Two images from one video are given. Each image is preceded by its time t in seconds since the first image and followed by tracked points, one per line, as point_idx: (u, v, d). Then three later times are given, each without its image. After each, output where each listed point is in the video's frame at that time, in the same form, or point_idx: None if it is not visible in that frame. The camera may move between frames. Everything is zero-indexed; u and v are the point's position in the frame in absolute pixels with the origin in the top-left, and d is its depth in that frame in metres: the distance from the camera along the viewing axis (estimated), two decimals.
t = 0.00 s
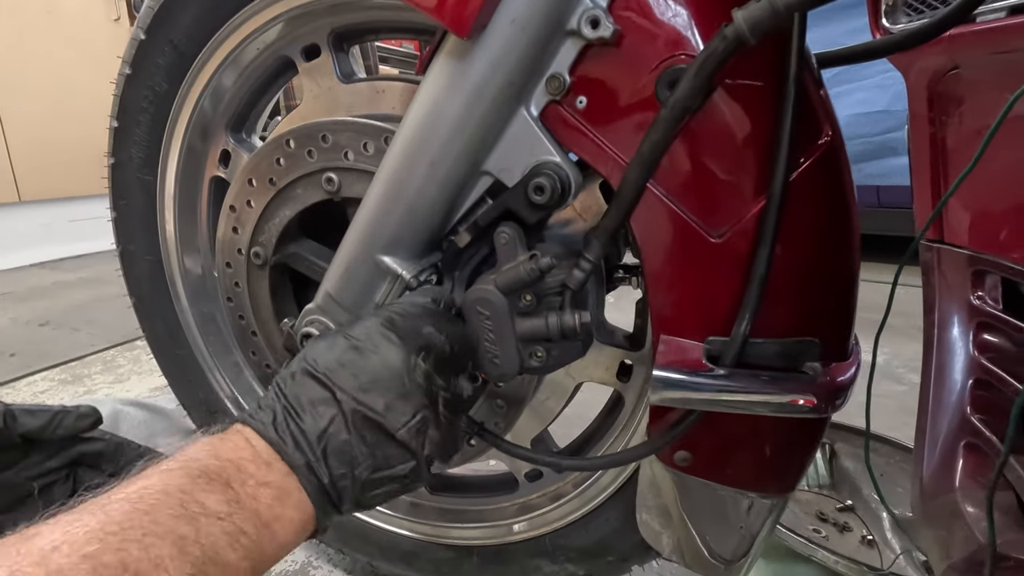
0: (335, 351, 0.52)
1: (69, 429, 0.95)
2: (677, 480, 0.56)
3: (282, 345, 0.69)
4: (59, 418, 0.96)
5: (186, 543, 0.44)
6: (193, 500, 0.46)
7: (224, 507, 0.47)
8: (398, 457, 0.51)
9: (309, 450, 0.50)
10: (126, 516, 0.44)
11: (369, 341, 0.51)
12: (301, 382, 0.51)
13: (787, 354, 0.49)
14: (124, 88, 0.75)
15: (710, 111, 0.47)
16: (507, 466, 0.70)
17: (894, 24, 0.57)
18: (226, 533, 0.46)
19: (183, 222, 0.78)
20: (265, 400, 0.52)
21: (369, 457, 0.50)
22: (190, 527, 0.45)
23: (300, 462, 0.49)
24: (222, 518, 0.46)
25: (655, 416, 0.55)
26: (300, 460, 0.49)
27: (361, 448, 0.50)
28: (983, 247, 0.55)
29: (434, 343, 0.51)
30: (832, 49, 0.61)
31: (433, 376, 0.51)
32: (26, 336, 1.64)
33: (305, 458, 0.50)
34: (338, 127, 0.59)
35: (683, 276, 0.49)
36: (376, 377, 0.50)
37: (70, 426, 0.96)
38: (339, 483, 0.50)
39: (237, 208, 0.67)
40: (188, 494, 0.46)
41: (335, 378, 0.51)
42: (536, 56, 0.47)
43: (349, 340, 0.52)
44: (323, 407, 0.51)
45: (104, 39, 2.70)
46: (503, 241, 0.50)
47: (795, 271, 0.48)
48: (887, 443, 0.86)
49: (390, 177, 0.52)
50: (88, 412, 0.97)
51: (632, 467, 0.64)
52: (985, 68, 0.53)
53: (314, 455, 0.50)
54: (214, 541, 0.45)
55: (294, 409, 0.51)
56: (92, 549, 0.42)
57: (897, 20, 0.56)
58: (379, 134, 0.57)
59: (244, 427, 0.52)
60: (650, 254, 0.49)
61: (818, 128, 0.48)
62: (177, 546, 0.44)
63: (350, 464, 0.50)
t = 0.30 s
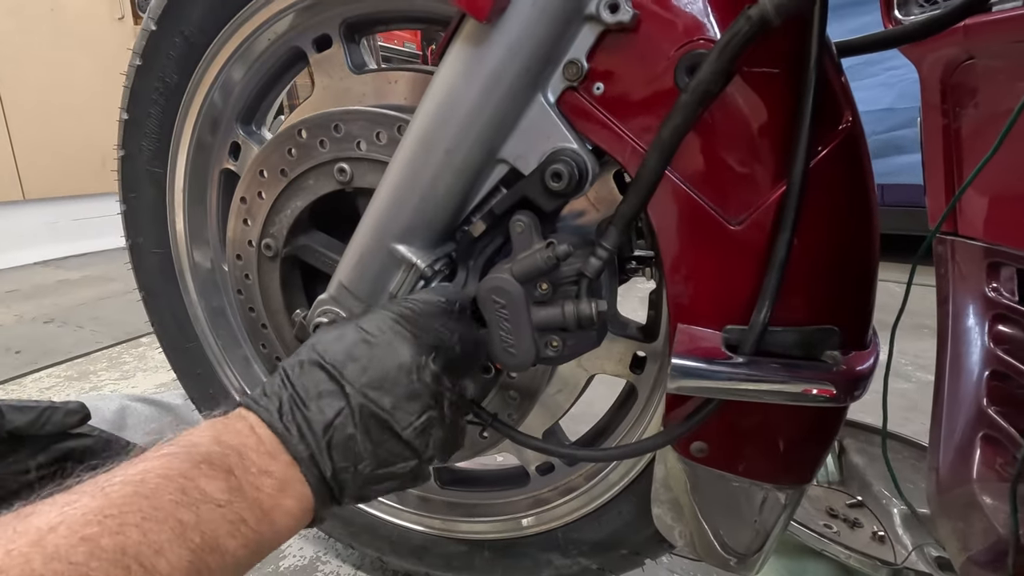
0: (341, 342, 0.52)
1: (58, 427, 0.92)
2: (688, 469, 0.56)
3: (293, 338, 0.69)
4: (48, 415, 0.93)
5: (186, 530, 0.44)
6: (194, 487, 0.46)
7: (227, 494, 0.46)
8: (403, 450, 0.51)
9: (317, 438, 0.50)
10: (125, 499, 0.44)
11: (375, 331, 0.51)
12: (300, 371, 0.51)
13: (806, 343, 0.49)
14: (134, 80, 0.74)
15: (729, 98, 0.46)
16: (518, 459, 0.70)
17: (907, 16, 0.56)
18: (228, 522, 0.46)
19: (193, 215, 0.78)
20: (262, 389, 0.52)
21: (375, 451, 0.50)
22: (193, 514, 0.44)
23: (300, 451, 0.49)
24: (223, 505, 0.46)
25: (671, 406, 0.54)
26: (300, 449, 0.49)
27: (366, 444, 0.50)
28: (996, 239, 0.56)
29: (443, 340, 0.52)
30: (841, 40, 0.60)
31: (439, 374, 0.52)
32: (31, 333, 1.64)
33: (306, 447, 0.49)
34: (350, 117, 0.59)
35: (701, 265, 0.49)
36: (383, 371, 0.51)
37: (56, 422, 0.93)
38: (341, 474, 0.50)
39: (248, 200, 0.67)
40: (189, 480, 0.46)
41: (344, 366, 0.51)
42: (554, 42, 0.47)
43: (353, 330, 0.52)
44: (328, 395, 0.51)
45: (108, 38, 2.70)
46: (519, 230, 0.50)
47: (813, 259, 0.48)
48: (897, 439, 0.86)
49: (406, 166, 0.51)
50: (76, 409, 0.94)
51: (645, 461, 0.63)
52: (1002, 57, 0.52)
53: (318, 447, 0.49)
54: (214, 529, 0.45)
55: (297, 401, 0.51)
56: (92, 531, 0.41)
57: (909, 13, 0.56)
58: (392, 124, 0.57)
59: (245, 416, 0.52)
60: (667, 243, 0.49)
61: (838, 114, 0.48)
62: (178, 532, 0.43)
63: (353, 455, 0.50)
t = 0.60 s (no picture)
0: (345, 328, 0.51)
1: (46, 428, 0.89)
2: (689, 466, 0.56)
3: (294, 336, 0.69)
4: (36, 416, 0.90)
5: (188, 518, 0.44)
6: (197, 475, 0.46)
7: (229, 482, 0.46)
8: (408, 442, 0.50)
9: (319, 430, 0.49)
10: (126, 485, 0.44)
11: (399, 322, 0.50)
12: (309, 358, 0.51)
13: (809, 340, 0.49)
14: (135, 78, 0.74)
15: (732, 94, 0.46)
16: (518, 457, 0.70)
17: (909, 14, 0.56)
18: (230, 511, 0.46)
19: (194, 213, 0.78)
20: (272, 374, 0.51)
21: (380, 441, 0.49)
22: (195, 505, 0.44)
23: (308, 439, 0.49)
24: (226, 493, 0.46)
25: (673, 403, 0.54)
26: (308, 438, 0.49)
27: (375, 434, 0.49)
28: (998, 237, 0.55)
29: (450, 332, 0.51)
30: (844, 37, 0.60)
31: (445, 363, 0.51)
32: (32, 332, 1.65)
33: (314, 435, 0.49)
34: (352, 114, 0.59)
35: (704, 261, 0.48)
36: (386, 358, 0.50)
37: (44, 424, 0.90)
38: (346, 465, 0.49)
39: (249, 198, 0.67)
40: (191, 468, 0.46)
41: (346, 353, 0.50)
42: (556, 37, 0.47)
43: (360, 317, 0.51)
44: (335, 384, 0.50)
45: (109, 38, 2.70)
46: (521, 226, 0.50)
47: (816, 255, 0.48)
48: (900, 438, 0.85)
49: (407, 162, 0.51)
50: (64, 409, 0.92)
51: (646, 459, 0.63)
52: (1004, 54, 0.52)
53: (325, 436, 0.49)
54: (216, 519, 0.45)
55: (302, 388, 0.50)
56: (92, 517, 0.42)
57: (911, 10, 0.56)
58: (394, 121, 0.57)
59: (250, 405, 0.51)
60: (669, 240, 0.49)
61: (842, 110, 0.48)
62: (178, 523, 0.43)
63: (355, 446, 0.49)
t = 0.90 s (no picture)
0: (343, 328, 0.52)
1: (21, 439, 0.85)
2: (678, 467, 0.56)
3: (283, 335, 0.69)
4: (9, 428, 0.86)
5: (159, 514, 0.44)
6: (169, 471, 0.47)
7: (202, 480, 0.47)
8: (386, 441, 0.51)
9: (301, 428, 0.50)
10: (98, 482, 0.45)
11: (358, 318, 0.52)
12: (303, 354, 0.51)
13: (788, 340, 0.49)
14: (125, 79, 0.75)
15: (710, 95, 0.46)
16: (508, 456, 0.70)
17: (895, 15, 0.56)
18: (202, 508, 0.46)
19: (185, 213, 0.78)
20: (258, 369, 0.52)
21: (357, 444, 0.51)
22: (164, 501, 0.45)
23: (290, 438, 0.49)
24: (199, 489, 0.47)
25: (656, 403, 0.55)
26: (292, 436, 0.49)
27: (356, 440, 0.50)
28: (980, 238, 0.56)
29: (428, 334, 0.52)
30: (830, 38, 0.60)
31: (425, 368, 0.53)
32: (30, 332, 1.65)
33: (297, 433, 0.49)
34: (338, 115, 0.59)
35: (684, 261, 0.49)
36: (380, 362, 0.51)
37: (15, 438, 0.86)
38: (323, 462, 0.50)
39: (238, 198, 0.67)
40: (164, 465, 0.47)
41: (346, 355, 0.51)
42: (536, 38, 0.47)
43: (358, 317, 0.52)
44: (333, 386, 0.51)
45: (108, 38, 2.71)
46: (504, 226, 0.51)
47: (795, 254, 0.48)
48: (889, 437, 0.86)
49: (391, 163, 0.52)
50: (39, 420, 0.88)
51: (633, 457, 0.64)
52: (987, 55, 0.52)
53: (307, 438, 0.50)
54: (188, 515, 0.45)
55: (291, 385, 0.51)
56: (62, 513, 0.43)
57: (897, 12, 0.56)
58: (380, 121, 0.57)
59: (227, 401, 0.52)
60: (650, 239, 0.49)
61: (819, 111, 0.48)
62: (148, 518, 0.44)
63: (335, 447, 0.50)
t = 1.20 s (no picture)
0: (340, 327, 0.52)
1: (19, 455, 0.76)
2: (675, 467, 0.56)
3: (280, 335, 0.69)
4: None
5: (155, 508, 0.44)
6: (165, 465, 0.46)
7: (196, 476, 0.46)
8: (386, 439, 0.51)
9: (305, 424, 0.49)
10: (92, 475, 0.44)
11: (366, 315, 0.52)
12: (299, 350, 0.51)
13: (783, 340, 0.49)
14: (123, 79, 0.75)
15: (705, 96, 0.46)
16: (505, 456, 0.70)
17: (892, 15, 0.56)
18: (199, 501, 0.46)
19: (183, 213, 0.78)
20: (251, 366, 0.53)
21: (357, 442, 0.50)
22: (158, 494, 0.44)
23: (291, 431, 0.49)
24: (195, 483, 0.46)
25: (651, 403, 0.55)
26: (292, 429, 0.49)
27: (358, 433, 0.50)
28: (978, 238, 0.55)
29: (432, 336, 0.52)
30: (827, 39, 0.60)
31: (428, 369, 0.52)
32: (29, 332, 1.65)
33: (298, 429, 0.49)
34: (335, 115, 0.59)
35: (679, 261, 0.49)
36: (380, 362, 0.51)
37: None
38: (322, 459, 0.50)
39: (235, 198, 0.67)
40: (161, 458, 0.46)
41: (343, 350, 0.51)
42: (531, 39, 0.47)
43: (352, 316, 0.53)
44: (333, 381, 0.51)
45: (107, 38, 2.71)
46: (500, 226, 0.51)
47: (790, 255, 0.48)
48: (886, 437, 0.86)
49: (387, 163, 0.52)
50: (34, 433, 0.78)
51: (629, 457, 0.64)
52: (984, 55, 0.52)
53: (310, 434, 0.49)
54: (185, 509, 0.45)
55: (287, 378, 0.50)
56: (55, 507, 0.42)
57: (895, 12, 0.56)
58: (376, 121, 0.57)
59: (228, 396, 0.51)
60: (645, 239, 0.49)
61: (814, 112, 0.48)
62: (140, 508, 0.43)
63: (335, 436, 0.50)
